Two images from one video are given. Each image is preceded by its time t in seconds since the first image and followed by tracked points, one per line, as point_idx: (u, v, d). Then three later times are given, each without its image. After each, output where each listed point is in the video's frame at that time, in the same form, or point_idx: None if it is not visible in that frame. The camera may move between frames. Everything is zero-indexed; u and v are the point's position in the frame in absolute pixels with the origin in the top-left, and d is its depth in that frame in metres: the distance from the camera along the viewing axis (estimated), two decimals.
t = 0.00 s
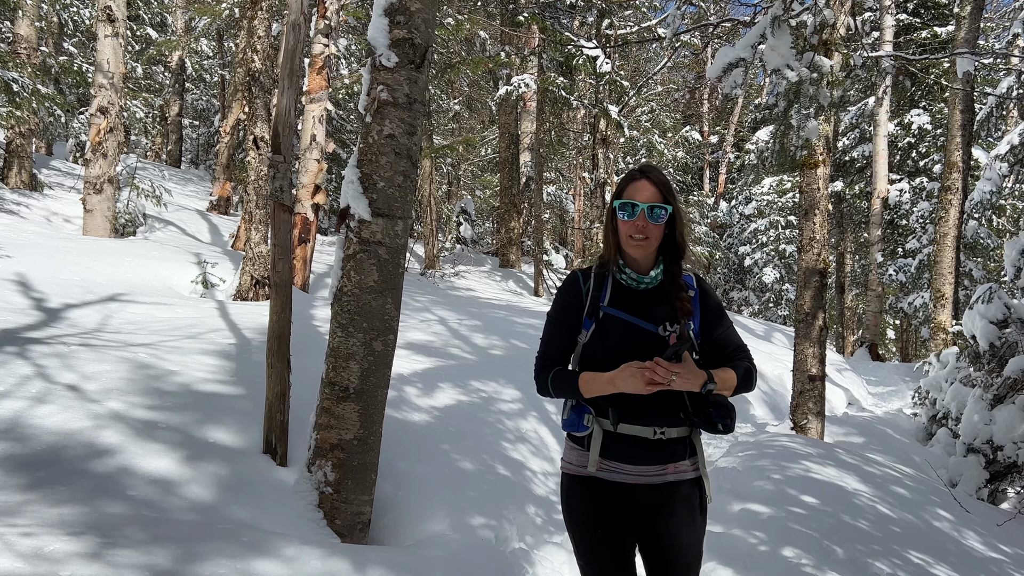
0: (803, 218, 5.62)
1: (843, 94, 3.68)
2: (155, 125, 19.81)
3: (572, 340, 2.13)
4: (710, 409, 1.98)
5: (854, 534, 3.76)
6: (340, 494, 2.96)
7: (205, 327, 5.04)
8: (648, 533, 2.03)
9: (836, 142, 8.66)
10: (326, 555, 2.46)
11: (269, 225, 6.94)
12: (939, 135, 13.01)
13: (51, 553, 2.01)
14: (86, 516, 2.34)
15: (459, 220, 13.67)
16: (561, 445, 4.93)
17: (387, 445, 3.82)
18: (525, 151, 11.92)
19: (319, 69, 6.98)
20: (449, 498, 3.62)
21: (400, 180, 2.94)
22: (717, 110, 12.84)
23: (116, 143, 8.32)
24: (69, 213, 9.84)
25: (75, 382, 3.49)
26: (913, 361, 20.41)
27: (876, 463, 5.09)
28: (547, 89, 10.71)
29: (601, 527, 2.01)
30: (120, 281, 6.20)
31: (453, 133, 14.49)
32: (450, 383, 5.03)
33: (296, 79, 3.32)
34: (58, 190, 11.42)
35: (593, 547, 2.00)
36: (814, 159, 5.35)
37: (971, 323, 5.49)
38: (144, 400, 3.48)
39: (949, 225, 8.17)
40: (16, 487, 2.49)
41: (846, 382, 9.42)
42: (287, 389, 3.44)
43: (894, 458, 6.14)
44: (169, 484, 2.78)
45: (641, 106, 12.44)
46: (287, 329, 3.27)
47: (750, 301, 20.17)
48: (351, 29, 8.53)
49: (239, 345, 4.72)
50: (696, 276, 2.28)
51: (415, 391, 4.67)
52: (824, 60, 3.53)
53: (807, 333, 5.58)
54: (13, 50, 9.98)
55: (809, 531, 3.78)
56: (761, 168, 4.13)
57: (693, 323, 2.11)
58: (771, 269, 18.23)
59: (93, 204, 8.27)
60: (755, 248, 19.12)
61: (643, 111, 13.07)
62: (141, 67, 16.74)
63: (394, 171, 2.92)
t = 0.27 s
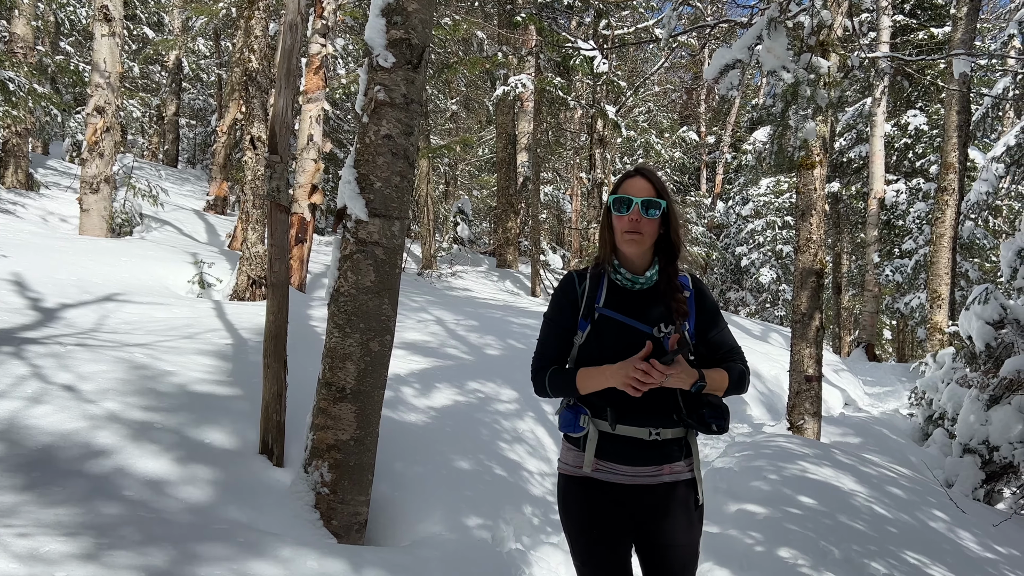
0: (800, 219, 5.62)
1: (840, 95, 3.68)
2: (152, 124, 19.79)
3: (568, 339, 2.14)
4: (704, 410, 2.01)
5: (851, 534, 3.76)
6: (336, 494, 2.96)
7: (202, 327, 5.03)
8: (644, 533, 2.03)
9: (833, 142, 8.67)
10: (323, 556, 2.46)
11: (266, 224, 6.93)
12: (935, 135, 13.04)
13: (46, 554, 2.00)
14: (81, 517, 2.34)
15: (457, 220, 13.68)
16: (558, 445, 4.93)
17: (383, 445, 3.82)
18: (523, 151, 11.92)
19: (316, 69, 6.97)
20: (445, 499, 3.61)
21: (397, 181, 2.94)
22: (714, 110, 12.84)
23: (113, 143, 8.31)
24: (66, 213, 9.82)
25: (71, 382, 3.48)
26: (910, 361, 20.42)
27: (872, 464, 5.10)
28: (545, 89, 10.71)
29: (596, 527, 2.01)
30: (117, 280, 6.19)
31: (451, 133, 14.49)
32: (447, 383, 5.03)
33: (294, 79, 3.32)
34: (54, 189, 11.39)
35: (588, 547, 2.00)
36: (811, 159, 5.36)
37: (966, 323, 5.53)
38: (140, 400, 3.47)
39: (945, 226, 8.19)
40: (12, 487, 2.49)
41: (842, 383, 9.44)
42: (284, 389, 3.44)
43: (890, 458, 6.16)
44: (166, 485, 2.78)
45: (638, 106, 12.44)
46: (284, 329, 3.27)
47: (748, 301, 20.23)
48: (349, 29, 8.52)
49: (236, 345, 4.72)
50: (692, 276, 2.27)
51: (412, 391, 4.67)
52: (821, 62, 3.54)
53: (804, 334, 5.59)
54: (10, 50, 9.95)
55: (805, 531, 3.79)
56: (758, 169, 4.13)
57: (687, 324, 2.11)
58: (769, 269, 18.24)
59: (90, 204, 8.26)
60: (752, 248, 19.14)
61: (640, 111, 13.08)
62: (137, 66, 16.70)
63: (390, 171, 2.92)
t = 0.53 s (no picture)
0: (796, 220, 5.64)
1: (838, 96, 3.67)
2: (149, 124, 19.77)
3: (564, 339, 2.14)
4: (699, 410, 2.02)
5: (847, 535, 3.77)
6: (332, 495, 2.96)
7: (198, 327, 5.03)
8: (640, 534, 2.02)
9: (829, 143, 8.68)
10: (318, 556, 2.46)
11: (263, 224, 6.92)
12: (932, 136, 13.07)
13: (42, 554, 2.00)
14: (77, 517, 2.34)
15: (454, 220, 13.68)
16: (554, 446, 4.93)
17: (379, 445, 3.82)
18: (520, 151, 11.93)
19: (313, 69, 6.96)
20: (441, 499, 3.61)
21: (393, 181, 2.94)
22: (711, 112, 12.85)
23: (109, 142, 8.30)
24: (62, 212, 9.81)
25: (67, 382, 3.48)
26: (906, 361, 20.47)
27: (868, 464, 5.11)
28: (542, 89, 10.71)
29: (592, 528, 2.01)
30: (113, 280, 6.18)
31: (448, 133, 14.50)
32: (443, 383, 5.03)
33: (290, 79, 3.31)
34: (50, 188, 11.38)
35: (584, 548, 2.00)
36: (807, 160, 5.38)
37: (962, 325, 5.48)
38: (136, 400, 3.47)
39: (942, 227, 8.21)
40: (8, 486, 2.49)
41: (839, 383, 9.46)
42: (281, 389, 3.43)
43: (886, 459, 6.17)
44: (162, 485, 2.78)
45: (635, 107, 12.45)
46: (280, 329, 3.27)
47: (744, 302, 20.26)
48: (346, 28, 8.51)
49: (232, 345, 4.72)
50: (688, 276, 2.27)
51: (408, 391, 4.67)
52: (818, 63, 3.51)
53: (800, 334, 5.59)
54: (6, 49, 9.92)
55: (801, 531, 3.79)
56: (755, 170, 4.14)
57: (683, 325, 2.10)
58: (765, 270, 18.26)
59: (86, 203, 8.24)
60: (749, 249, 19.16)
61: (637, 112, 13.08)
62: (134, 65, 16.68)
63: (387, 171, 2.92)
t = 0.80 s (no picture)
0: (795, 220, 5.63)
1: (836, 97, 3.66)
2: (148, 122, 19.75)
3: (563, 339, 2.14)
4: (699, 412, 2.00)
5: (844, 536, 3.77)
6: (329, 494, 2.96)
7: (196, 326, 5.03)
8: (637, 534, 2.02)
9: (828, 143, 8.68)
10: (316, 556, 2.45)
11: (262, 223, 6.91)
12: (930, 138, 13.09)
13: (38, 553, 2.00)
14: (74, 515, 2.33)
15: (452, 219, 13.68)
16: (552, 446, 4.93)
17: (376, 445, 3.82)
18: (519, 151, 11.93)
19: (312, 68, 6.96)
20: (439, 499, 3.61)
21: (392, 181, 2.94)
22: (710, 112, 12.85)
23: (108, 140, 8.29)
24: (60, 211, 9.79)
25: (64, 380, 3.47)
26: (904, 362, 20.49)
27: (865, 465, 5.12)
28: (541, 89, 10.71)
29: (590, 528, 2.00)
30: (111, 279, 6.17)
31: (447, 132, 14.49)
32: (441, 383, 5.03)
33: (289, 78, 3.31)
34: (48, 187, 11.37)
35: (581, 549, 2.00)
36: (806, 161, 5.38)
37: (960, 326, 5.49)
38: (134, 398, 3.46)
39: (940, 228, 8.22)
40: (4, 485, 2.48)
41: (837, 384, 9.47)
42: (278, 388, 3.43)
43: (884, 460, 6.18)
44: (160, 483, 2.77)
45: (634, 107, 12.45)
46: (278, 328, 3.26)
47: (743, 302, 20.27)
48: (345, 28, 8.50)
49: (230, 344, 4.71)
50: (686, 277, 2.28)
51: (406, 391, 4.66)
52: (817, 64, 3.48)
53: (799, 335, 5.59)
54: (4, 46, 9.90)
55: (799, 532, 3.79)
56: (753, 171, 4.14)
57: (681, 324, 2.10)
58: (764, 271, 18.27)
59: (84, 201, 8.23)
60: (747, 250, 19.17)
61: (637, 112, 13.08)
62: (133, 63, 16.66)
63: (386, 171, 2.91)
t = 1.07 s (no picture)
0: (794, 220, 5.63)
1: (836, 98, 3.66)
2: (148, 120, 19.74)
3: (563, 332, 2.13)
4: (705, 404, 2.03)
5: (843, 536, 3.77)
6: (328, 492, 2.95)
7: (196, 324, 5.03)
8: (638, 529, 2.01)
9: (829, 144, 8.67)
10: (315, 553, 2.45)
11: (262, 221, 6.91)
12: (931, 138, 13.09)
13: (37, 549, 2.00)
14: (72, 512, 2.33)
15: (452, 218, 13.68)
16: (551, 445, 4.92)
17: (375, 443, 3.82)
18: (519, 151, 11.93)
19: (312, 66, 6.95)
20: (438, 497, 3.61)
21: (392, 179, 2.94)
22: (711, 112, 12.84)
23: (108, 138, 8.29)
24: (60, 208, 9.79)
25: (63, 377, 3.47)
26: (903, 363, 20.49)
27: (864, 465, 5.12)
28: (541, 88, 10.70)
29: (591, 526, 1.99)
30: (111, 276, 6.17)
31: (447, 131, 14.49)
32: (440, 382, 5.03)
33: (289, 76, 3.30)
34: (48, 184, 11.36)
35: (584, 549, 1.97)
36: (806, 161, 5.38)
37: (960, 326, 5.49)
38: (132, 395, 3.46)
39: (940, 229, 8.22)
40: (2, 481, 2.48)
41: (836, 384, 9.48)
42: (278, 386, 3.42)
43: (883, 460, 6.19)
44: (159, 480, 2.78)
45: (635, 107, 12.44)
46: (277, 326, 3.26)
47: (743, 302, 20.26)
48: (346, 26, 8.49)
49: (230, 342, 4.72)
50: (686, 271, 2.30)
51: (405, 389, 4.67)
52: (816, 64, 3.50)
53: (798, 335, 5.59)
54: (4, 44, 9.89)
55: (798, 532, 3.79)
56: (753, 171, 4.14)
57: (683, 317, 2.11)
58: (764, 271, 18.26)
59: (84, 199, 8.24)
60: (747, 250, 19.16)
61: (637, 111, 13.06)
62: (133, 61, 16.63)
63: (385, 169, 2.91)
